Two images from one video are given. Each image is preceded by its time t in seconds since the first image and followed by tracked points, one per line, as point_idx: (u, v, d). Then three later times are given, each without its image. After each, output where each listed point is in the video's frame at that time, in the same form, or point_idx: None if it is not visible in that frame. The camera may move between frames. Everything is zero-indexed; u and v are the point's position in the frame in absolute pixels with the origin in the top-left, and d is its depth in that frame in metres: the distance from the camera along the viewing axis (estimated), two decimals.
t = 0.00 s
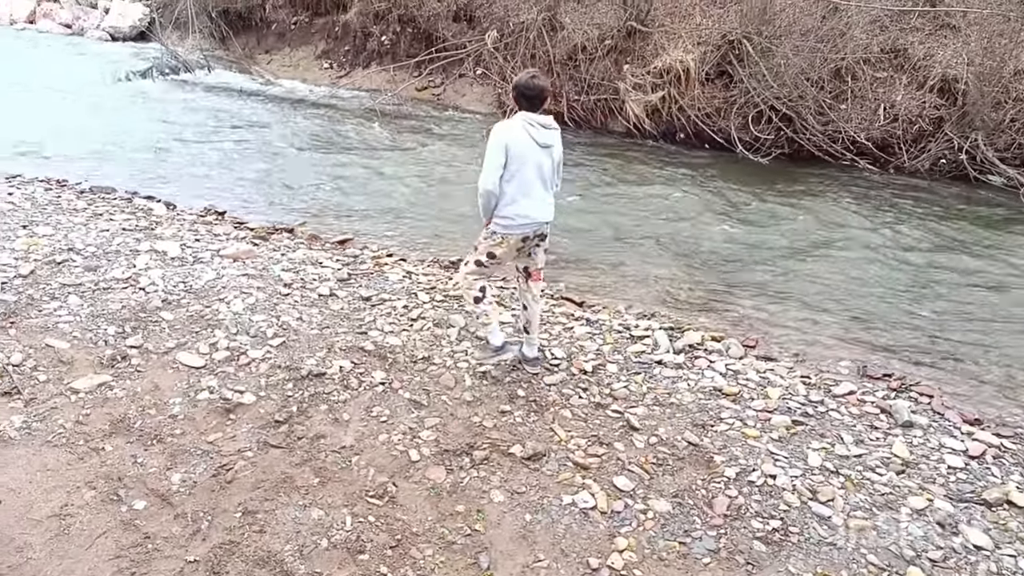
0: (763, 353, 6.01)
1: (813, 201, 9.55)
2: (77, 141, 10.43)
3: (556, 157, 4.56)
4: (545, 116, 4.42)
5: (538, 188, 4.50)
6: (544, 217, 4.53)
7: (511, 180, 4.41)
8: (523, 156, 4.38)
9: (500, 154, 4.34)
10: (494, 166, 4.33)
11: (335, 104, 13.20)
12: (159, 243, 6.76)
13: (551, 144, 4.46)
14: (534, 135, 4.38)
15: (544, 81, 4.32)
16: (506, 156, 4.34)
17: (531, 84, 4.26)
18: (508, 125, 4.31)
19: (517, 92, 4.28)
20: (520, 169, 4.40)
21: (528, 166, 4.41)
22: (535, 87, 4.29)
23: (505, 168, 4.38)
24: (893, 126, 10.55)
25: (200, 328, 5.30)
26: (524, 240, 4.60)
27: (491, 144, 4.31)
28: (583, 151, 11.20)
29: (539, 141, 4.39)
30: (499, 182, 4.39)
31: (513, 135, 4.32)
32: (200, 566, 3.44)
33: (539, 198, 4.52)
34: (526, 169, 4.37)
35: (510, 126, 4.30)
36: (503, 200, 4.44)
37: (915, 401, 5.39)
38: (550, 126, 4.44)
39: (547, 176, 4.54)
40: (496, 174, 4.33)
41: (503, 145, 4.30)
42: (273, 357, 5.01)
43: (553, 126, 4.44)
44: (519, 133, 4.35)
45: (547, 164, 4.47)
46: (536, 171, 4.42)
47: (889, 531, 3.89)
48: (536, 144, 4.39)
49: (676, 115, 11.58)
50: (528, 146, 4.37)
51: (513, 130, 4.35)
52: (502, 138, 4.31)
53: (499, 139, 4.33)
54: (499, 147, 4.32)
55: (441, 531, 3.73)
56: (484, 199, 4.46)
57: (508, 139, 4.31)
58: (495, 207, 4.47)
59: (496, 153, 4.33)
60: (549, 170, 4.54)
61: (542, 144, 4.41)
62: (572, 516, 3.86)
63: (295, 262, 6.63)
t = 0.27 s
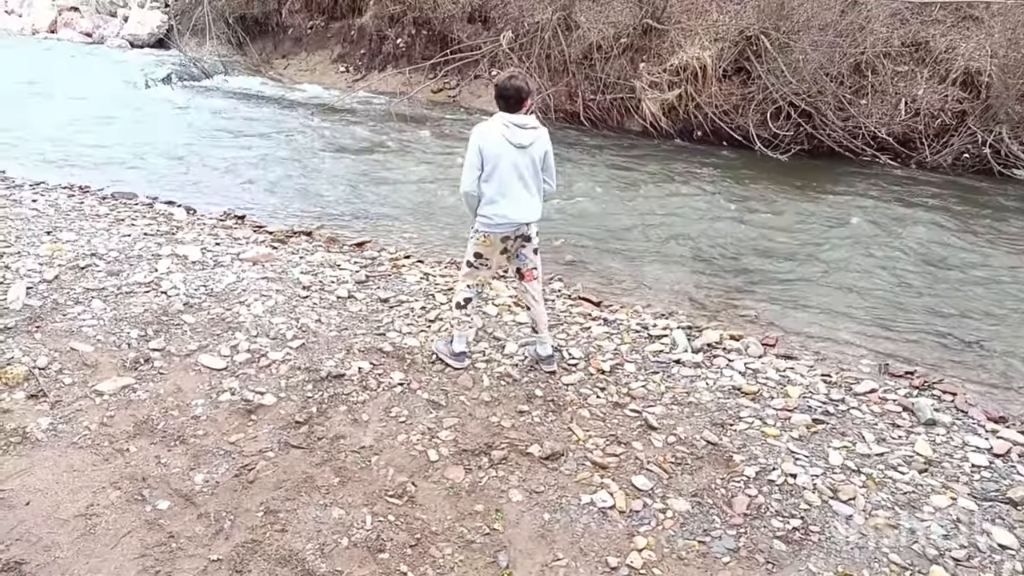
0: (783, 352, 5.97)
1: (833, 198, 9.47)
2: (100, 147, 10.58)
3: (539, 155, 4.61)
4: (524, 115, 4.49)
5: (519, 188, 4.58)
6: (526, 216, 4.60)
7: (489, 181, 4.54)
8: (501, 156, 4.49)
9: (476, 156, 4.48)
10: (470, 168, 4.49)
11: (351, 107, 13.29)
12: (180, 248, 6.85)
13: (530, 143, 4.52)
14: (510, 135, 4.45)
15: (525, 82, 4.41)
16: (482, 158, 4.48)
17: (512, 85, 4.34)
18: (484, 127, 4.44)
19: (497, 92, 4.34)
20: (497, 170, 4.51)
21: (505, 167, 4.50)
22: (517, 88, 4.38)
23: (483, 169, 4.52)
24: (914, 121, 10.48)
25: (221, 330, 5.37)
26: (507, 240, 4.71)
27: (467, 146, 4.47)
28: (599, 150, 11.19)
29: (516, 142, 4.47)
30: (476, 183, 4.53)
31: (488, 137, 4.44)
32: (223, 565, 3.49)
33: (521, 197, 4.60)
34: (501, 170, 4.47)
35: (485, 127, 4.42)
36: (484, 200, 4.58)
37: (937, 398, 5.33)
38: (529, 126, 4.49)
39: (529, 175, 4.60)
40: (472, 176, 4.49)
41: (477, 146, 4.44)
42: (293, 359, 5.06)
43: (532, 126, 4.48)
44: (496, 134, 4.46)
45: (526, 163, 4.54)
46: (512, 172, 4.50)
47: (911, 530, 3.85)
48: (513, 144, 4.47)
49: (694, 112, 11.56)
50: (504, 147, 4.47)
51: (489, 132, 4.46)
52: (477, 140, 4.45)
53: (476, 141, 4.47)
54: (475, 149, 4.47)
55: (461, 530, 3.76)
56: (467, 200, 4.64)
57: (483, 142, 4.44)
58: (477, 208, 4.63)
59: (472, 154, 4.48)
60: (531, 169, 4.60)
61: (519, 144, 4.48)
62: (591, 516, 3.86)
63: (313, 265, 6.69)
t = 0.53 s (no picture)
0: (784, 351, 5.97)
1: (833, 197, 9.46)
2: (100, 144, 10.58)
3: (502, 148, 4.58)
4: (484, 108, 4.49)
5: (478, 180, 4.61)
6: (485, 210, 4.61)
7: (449, 173, 4.65)
8: (459, 149, 4.57)
9: (437, 149, 4.63)
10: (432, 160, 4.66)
11: (353, 105, 13.28)
12: (180, 245, 6.85)
13: (487, 136, 4.52)
14: (466, 128, 4.51)
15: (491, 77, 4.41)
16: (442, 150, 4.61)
17: (475, 78, 4.34)
18: (443, 120, 4.57)
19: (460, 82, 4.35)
20: (455, 162, 4.59)
21: (462, 159, 4.56)
22: (483, 81, 4.39)
23: (445, 162, 4.64)
24: (916, 121, 10.48)
25: (222, 328, 5.36)
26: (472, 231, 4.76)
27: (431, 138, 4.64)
28: (600, 149, 11.18)
29: (471, 134, 4.50)
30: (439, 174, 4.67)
31: (445, 130, 4.55)
32: (222, 563, 3.49)
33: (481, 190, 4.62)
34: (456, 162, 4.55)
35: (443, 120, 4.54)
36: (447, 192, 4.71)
37: (937, 397, 5.32)
38: (487, 117, 4.49)
39: (490, 168, 4.60)
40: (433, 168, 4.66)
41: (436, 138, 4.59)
42: (293, 356, 5.06)
43: (489, 118, 4.47)
44: (454, 126, 4.55)
45: (483, 156, 4.54)
46: (467, 163, 4.55)
47: (910, 529, 3.85)
48: (469, 136, 4.51)
49: (697, 111, 11.55)
50: (461, 139, 4.54)
51: (450, 124, 4.57)
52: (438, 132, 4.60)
53: (438, 134, 4.62)
54: (436, 142, 4.62)
55: (460, 528, 3.75)
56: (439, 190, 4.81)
57: (441, 134, 4.57)
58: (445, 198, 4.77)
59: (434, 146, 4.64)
60: (493, 162, 4.59)
61: (474, 137, 4.51)
62: (590, 513, 3.86)
63: (315, 262, 6.68)
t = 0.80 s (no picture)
0: (781, 350, 5.97)
1: (830, 197, 9.47)
2: (96, 143, 10.55)
3: (479, 146, 4.50)
4: (460, 105, 4.42)
5: (454, 177, 4.57)
6: (460, 206, 4.59)
7: (426, 168, 4.63)
8: (435, 145, 4.53)
9: (414, 144, 4.61)
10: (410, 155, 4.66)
11: (350, 103, 13.26)
12: (177, 244, 6.83)
13: (463, 134, 4.46)
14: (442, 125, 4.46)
15: (470, 72, 4.34)
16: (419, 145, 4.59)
17: (453, 73, 4.27)
18: (422, 116, 4.53)
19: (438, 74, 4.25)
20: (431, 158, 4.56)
21: (437, 156, 4.53)
22: (462, 77, 4.32)
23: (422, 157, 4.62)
24: (913, 121, 10.49)
25: (218, 327, 5.35)
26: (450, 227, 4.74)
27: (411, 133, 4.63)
28: (597, 148, 11.18)
29: (446, 132, 4.45)
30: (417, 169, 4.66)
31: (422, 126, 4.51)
32: (218, 563, 3.48)
33: (457, 186, 4.58)
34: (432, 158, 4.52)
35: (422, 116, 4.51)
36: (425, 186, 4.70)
37: (933, 397, 5.33)
38: (464, 115, 4.44)
39: (466, 166, 4.54)
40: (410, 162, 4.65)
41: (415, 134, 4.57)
42: (290, 356, 5.05)
43: (465, 116, 4.42)
44: (432, 122, 4.51)
45: (458, 154, 4.50)
46: (441, 161, 4.52)
47: (906, 528, 3.85)
48: (444, 134, 4.46)
49: (694, 111, 11.58)
50: (437, 135, 4.50)
51: (427, 120, 4.53)
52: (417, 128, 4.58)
53: (416, 128, 4.59)
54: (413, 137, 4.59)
55: (457, 527, 3.75)
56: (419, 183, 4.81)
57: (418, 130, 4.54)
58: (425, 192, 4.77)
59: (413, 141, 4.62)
60: (469, 159, 4.53)
61: (449, 134, 4.45)
62: (587, 513, 3.86)
63: (311, 261, 6.67)
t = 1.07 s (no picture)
0: (783, 348, 5.97)
1: (832, 194, 9.46)
2: (98, 147, 10.57)
3: (474, 143, 4.58)
4: (457, 103, 4.46)
5: (452, 174, 4.58)
6: (461, 203, 4.61)
7: (423, 167, 4.56)
8: (434, 144, 4.50)
9: (409, 143, 4.49)
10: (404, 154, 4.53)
11: (351, 105, 13.28)
12: (179, 247, 6.85)
13: (464, 132, 4.50)
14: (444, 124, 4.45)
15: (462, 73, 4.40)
16: (415, 143, 4.49)
17: (447, 72, 4.29)
18: (419, 115, 4.45)
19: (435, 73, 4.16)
20: (431, 157, 4.51)
21: (439, 154, 4.50)
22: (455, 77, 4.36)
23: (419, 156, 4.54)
24: (914, 118, 10.49)
25: (221, 330, 5.36)
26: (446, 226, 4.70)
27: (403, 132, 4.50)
28: (598, 148, 11.17)
29: (448, 130, 4.44)
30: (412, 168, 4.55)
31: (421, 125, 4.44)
32: (222, 564, 3.49)
33: (455, 184, 4.60)
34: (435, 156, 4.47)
35: (420, 115, 4.43)
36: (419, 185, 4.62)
37: (936, 394, 5.32)
38: (463, 113, 4.48)
39: (463, 163, 4.59)
40: (406, 162, 4.53)
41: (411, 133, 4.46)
42: (293, 358, 5.06)
43: (465, 114, 4.47)
44: (430, 121, 4.46)
45: (459, 151, 4.53)
46: (444, 159, 4.50)
47: (910, 526, 3.84)
48: (445, 132, 4.45)
49: (694, 109, 11.58)
50: (438, 134, 4.46)
51: (423, 119, 4.47)
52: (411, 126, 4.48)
53: (410, 127, 4.49)
54: (409, 135, 4.49)
55: (460, 528, 3.75)
56: (404, 182, 4.69)
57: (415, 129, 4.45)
58: (415, 191, 4.68)
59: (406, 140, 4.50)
60: (466, 157, 4.58)
61: (451, 132, 4.46)
62: (590, 513, 3.86)
63: (313, 263, 6.68)
